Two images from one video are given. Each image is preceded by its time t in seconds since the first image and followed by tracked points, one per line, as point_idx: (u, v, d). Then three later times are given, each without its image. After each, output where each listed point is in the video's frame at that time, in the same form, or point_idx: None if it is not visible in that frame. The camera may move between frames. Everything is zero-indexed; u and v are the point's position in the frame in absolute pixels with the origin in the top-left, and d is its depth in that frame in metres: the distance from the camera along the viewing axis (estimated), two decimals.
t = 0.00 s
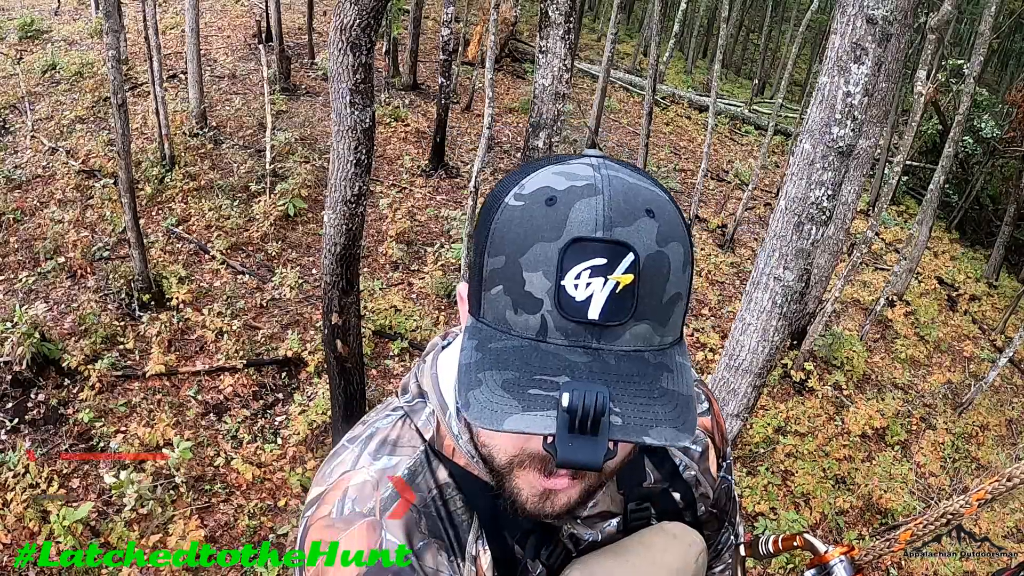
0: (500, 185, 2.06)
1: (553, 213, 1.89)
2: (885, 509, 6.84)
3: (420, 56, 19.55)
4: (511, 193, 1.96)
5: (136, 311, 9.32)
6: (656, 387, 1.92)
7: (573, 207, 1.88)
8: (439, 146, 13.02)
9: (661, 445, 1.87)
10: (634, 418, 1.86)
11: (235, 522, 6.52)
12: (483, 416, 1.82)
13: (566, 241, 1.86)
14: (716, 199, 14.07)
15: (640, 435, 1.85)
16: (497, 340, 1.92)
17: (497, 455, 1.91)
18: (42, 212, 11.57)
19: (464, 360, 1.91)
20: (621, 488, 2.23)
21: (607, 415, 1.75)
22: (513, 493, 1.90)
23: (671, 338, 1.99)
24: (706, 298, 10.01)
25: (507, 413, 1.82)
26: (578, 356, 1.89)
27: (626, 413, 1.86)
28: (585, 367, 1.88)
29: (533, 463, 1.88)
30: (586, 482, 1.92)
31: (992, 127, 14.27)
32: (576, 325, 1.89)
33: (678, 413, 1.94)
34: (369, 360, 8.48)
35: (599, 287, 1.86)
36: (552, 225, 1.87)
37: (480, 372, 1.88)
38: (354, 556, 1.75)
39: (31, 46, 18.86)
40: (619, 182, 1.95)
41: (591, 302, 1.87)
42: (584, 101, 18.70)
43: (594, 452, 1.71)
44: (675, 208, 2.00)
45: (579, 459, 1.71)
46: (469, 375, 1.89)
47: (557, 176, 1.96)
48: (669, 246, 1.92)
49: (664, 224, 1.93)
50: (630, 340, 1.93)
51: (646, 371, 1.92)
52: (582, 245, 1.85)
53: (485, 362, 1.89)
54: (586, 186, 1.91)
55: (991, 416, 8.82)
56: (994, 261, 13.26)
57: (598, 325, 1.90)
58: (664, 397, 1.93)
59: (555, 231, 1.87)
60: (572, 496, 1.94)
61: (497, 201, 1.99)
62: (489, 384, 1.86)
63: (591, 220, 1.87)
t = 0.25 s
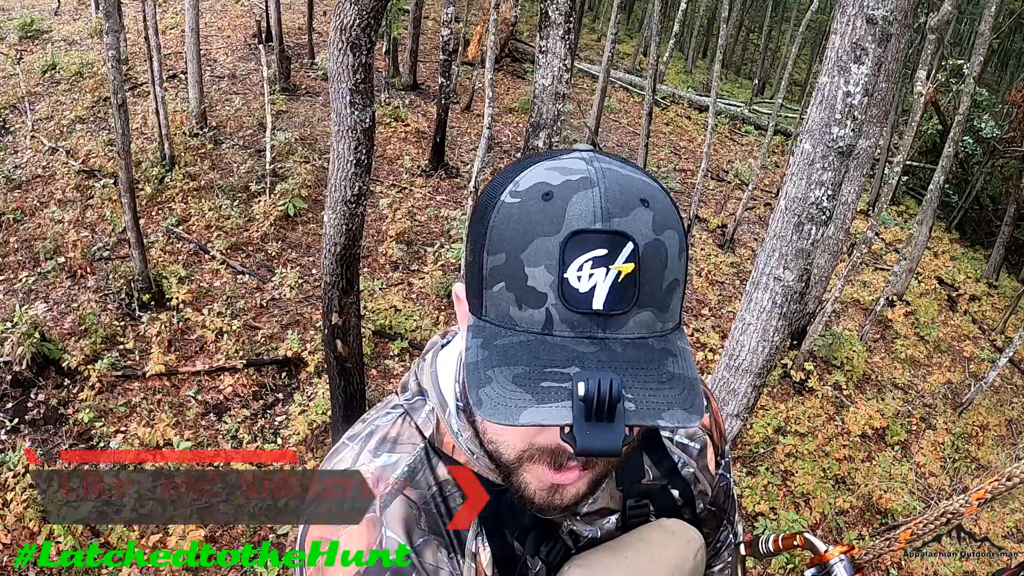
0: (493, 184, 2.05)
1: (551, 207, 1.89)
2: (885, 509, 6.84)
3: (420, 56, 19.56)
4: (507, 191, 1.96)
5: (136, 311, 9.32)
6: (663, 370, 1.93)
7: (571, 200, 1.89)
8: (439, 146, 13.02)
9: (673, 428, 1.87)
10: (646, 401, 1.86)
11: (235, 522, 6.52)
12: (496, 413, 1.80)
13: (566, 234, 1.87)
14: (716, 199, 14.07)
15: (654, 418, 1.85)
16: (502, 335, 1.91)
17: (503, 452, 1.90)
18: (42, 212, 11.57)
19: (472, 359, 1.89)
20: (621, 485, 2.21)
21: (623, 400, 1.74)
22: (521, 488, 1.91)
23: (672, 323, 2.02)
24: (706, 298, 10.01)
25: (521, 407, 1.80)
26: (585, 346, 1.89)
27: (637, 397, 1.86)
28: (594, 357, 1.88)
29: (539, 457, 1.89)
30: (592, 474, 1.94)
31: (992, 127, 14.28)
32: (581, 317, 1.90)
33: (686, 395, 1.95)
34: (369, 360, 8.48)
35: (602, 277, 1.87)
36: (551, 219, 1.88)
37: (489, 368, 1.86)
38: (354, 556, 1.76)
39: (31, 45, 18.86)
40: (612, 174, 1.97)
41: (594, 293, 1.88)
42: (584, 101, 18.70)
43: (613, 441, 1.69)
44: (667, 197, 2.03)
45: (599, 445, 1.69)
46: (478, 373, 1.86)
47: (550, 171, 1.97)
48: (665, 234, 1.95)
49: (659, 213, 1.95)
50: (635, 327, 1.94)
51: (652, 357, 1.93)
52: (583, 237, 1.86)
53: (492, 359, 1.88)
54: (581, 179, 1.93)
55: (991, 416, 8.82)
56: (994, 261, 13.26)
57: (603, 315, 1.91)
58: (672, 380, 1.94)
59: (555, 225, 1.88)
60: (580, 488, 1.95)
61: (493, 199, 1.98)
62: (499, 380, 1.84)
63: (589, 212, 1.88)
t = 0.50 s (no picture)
0: (486, 185, 2.06)
1: (544, 204, 1.90)
2: (885, 509, 6.84)
3: (420, 56, 19.57)
4: (500, 190, 1.97)
5: (136, 312, 9.31)
6: (662, 362, 1.93)
7: (564, 196, 1.90)
8: (439, 146, 13.02)
9: (674, 418, 1.87)
10: (647, 392, 1.86)
11: (235, 522, 6.52)
12: (498, 410, 1.80)
13: (560, 230, 1.87)
14: (716, 199, 14.08)
15: (655, 409, 1.85)
16: (499, 334, 1.90)
17: (504, 450, 1.94)
18: (42, 212, 11.57)
19: (470, 358, 1.88)
20: (619, 485, 2.21)
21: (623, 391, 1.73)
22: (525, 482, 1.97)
23: (669, 315, 2.02)
24: (706, 298, 10.02)
25: (523, 402, 1.80)
26: (583, 340, 1.89)
27: (638, 389, 1.85)
28: (593, 351, 1.87)
29: (540, 454, 1.94)
30: (592, 470, 1.99)
31: (992, 127, 14.28)
32: (578, 313, 1.89)
33: (686, 385, 1.95)
34: (369, 360, 8.49)
35: (598, 271, 1.87)
36: (545, 216, 1.88)
37: (488, 366, 1.85)
38: (354, 556, 1.76)
39: (31, 46, 18.86)
40: (605, 169, 1.98)
41: (591, 287, 1.88)
42: (584, 101, 18.71)
43: (615, 433, 1.70)
44: (658, 191, 2.04)
45: (604, 437, 1.68)
46: (477, 372, 1.85)
47: (543, 169, 1.98)
48: (659, 227, 1.96)
49: (652, 206, 1.97)
50: (632, 321, 1.94)
51: (651, 349, 1.93)
52: (577, 232, 1.87)
53: (491, 357, 1.87)
54: (573, 175, 1.94)
55: (991, 416, 8.83)
56: (994, 261, 13.27)
57: (600, 309, 1.90)
58: (671, 371, 1.94)
59: (549, 221, 1.88)
60: (583, 481, 2.01)
61: (486, 198, 1.99)
62: (499, 377, 1.84)
63: (583, 206, 1.89)
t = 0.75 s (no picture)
0: (481, 186, 2.05)
1: (540, 205, 1.89)
2: (885, 510, 6.84)
3: (420, 56, 19.57)
4: (495, 191, 1.96)
5: (136, 311, 9.31)
6: (661, 362, 1.94)
7: (560, 197, 1.89)
8: (439, 146, 13.01)
9: (674, 418, 1.90)
10: (646, 393, 1.88)
11: (235, 521, 6.52)
12: (496, 412, 1.80)
13: (556, 231, 1.86)
14: (716, 199, 14.08)
15: (654, 410, 1.87)
16: (495, 336, 1.90)
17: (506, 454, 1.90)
18: (42, 212, 11.56)
19: (466, 361, 1.89)
20: (618, 486, 2.21)
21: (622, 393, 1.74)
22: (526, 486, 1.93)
23: (667, 315, 2.03)
24: (706, 299, 10.02)
25: (521, 405, 1.81)
26: (582, 342, 1.89)
27: (637, 390, 1.87)
28: (591, 352, 1.88)
29: (540, 458, 1.91)
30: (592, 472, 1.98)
31: (992, 127, 14.28)
32: (575, 314, 1.90)
33: (685, 384, 1.97)
34: (369, 360, 8.49)
35: (595, 272, 1.87)
36: (540, 218, 1.88)
37: (486, 369, 1.85)
38: (353, 557, 1.77)
39: (31, 46, 18.86)
40: (600, 170, 1.98)
41: (588, 288, 1.88)
42: (584, 101, 18.71)
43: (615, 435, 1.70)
44: (654, 191, 2.04)
45: (602, 439, 1.69)
46: (474, 375, 1.86)
47: (537, 170, 1.97)
48: (655, 227, 1.96)
49: (647, 206, 1.96)
50: (630, 321, 1.94)
51: (650, 349, 1.93)
52: (574, 233, 1.86)
53: (487, 359, 1.87)
54: (569, 176, 1.93)
55: (991, 416, 8.83)
56: (994, 261, 13.27)
57: (598, 310, 1.90)
58: (670, 371, 1.95)
59: (545, 222, 1.87)
60: (584, 485, 1.99)
61: (481, 199, 1.98)
62: (497, 379, 1.84)
63: (578, 207, 1.88)
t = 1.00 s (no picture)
0: (479, 182, 2.05)
1: (539, 198, 1.89)
2: (884, 510, 6.84)
3: (420, 56, 19.57)
4: (493, 187, 1.95)
5: (137, 312, 9.31)
6: (663, 350, 1.94)
7: (557, 190, 1.90)
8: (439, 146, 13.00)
9: (679, 403, 1.90)
10: (651, 379, 1.89)
11: (235, 521, 6.52)
12: (503, 404, 1.80)
13: (556, 224, 1.86)
14: (716, 199, 14.08)
15: (661, 396, 1.87)
16: (497, 329, 1.90)
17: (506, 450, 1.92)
18: (42, 212, 11.56)
19: (468, 355, 1.89)
20: (616, 487, 2.21)
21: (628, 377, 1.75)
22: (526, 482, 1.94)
23: (667, 305, 2.03)
24: (706, 299, 10.02)
25: (529, 395, 1.81)
26: (584, 333, 1.89)
27: (643, 376, 1.88)
28: (594, 342, 1.88)
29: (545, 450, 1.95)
30: (594, 465, 2.01)
31: (992, 127, 14.28)
32: (578, 305, 1.89)
33: (689, 371, 1.97)
34: (369, 360, 8.49)
35: (595, 263, 1.87)
36: (540, 211, 1.88)
37: (490, 362, 1.86)
38: (354, 557, 1.77)
39: (31, 46, 18.85)
40: (596, 164, 1.98)
41: (589, 279, 1.88)
42: (584, 101, 18.70)
43: (622, 421, 1.70)
44: (650, 184, 2.05)
45: (612, 424, 1.69)
46: (477, 369, 1.85)
47: (534, 166, 1.97)
48: (652, 218, 1.96)
49: (644, 197, 1.97)
50: (631, 310, 1.94)
51: (652, 337, 1.94)
52: (573, 225, 1.86)
53: (490, 352, 1.87)
54: (567, 169, 1.94)
55: (991, 416, 8.83)
56: (994, 261, 13.26)
57: (599, 300, 1.90)
58: (673, 359, 1.95)
59: (544, 216, 1.88)
60: (587, 481, 2.03)
61: (480, 196, 1.98)
62: (502, 372, 1.84)
63: (577, 200, 1.88)
